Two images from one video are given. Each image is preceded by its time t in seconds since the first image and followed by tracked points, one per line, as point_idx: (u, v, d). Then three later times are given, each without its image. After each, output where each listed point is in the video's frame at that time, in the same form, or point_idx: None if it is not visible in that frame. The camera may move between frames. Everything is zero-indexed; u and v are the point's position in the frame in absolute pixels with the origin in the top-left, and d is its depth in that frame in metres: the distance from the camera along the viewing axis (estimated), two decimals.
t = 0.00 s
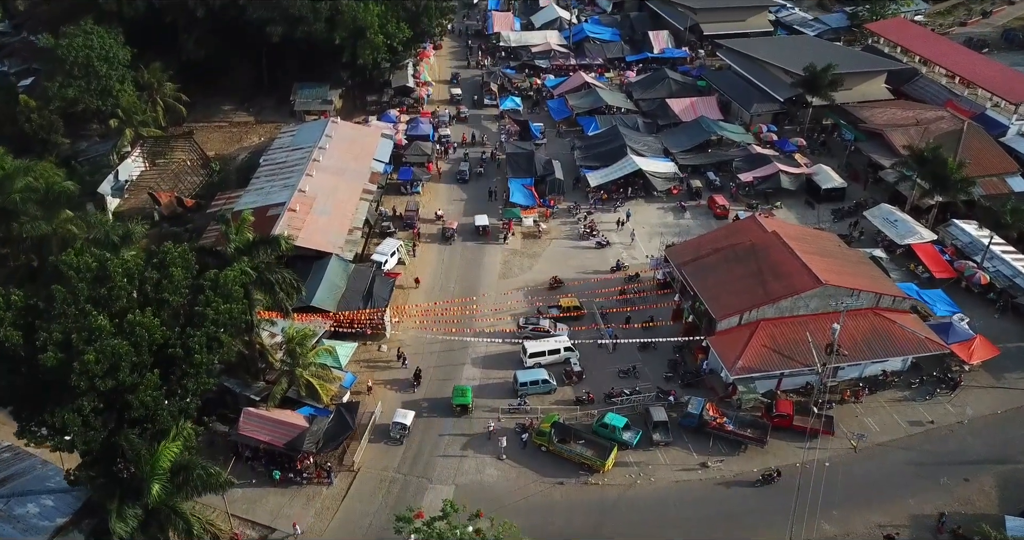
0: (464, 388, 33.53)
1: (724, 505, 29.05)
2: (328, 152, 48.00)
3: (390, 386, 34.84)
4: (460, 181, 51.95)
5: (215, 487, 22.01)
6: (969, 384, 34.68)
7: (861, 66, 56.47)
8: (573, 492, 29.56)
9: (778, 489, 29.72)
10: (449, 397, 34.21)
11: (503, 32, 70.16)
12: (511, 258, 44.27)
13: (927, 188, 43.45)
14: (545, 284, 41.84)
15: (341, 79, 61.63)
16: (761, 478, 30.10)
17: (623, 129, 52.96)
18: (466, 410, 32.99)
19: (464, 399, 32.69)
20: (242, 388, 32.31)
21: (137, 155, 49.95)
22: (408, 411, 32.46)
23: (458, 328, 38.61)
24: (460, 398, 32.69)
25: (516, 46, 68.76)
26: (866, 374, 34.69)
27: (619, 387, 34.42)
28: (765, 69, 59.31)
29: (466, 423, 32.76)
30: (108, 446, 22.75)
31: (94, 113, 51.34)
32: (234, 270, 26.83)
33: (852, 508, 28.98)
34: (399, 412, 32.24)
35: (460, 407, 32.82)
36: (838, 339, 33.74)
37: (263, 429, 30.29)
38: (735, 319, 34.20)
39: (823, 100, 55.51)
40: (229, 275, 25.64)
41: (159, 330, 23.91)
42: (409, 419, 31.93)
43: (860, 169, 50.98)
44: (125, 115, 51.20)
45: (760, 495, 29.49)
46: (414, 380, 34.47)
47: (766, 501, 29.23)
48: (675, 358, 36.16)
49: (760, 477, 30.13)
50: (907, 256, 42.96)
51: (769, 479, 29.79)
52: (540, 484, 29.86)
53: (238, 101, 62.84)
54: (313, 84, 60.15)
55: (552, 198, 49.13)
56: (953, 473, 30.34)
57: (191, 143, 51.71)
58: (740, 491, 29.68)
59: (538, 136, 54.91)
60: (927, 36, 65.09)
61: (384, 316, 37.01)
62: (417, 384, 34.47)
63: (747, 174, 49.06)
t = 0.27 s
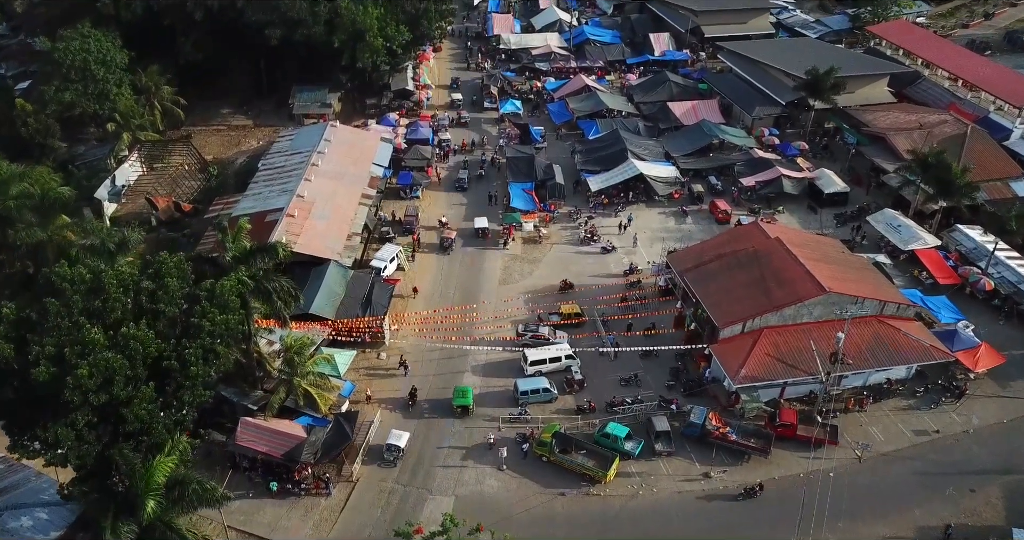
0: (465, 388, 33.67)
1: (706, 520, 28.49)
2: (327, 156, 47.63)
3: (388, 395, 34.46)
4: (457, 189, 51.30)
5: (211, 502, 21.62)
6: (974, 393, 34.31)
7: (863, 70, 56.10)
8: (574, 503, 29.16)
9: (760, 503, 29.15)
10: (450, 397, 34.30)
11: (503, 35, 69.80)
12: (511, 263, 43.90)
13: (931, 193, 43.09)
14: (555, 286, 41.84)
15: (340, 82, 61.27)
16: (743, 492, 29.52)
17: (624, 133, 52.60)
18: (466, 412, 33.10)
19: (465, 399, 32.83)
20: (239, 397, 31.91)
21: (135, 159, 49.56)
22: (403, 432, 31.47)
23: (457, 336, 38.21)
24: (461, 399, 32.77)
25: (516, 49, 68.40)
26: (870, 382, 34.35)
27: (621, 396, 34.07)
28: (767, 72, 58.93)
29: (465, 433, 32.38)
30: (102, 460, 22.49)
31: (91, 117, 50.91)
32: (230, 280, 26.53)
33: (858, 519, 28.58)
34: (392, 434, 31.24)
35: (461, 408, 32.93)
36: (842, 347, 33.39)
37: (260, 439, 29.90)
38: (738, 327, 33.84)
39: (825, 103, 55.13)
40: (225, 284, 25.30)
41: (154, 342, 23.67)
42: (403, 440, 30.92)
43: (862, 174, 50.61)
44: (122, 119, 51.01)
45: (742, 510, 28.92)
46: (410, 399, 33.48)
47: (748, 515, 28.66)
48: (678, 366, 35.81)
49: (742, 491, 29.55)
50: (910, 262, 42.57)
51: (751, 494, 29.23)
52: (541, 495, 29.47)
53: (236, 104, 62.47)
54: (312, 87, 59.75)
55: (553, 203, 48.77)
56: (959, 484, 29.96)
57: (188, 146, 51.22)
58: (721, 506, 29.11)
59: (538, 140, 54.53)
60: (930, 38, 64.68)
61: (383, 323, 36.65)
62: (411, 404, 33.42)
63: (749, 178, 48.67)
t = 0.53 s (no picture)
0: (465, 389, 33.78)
1: (689, 532, 28.06)
2: (325, 160, 47.35)
3: (388, 402, 34.20)
4: (456, 197, 50.67)
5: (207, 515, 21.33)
6: (978, 400, 34.07)
7: (865, 73, 55.84)
8: (575, 513, 28.87)
9: (743, 516, 28.72)
10: (450, 406, 33.98)
11: (503, 37, 69.58)
12: (511, 268, 43.63)
13: (934, 197, 42.84)
14: (564, 289, 41.80)
15: (340, 84, 61.03)
16: (727, 504, 29.09)
17: (625, 136, 52.34)
18: (467, 412, 33.23)
19: (465, 400, 32.96)
20: (237, 404, 31.62)
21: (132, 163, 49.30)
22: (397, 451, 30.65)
23: (456, 342, 37.92)
24: (461, 399, 32.91)
25: (516, 51, 68.17)
26: (873, 390, 34.11)
27: (622, 403, 33.78)
28: (768, 75, 58.65)
29: (465, 441, 32.10)
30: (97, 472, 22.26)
31: (89, 120, 50.62)
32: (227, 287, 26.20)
33: (861, 529, 28.31)
34: (387, 452, 30.41)
35: (461, 408, 33.07)
36: (845, 355, 33.12)
37: (257, 448, 29.59)
38: (740, 334, 33.57)
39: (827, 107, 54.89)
40: (223, 292, 25.03)
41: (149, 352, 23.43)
42: (397, 459, 30.14)
43: (864, 178, 50.37)
44: (121, 123, 50.69)
45: (724, 523, 28.48)
46: (405, 416, 32.73)
47: (730, 529, 28.22)
48: (679, 373, 35.55)
49: (726, 504, 29.12)
50: (913, 267, 42.30)
51: (735, 506, 28.81)
52: (542, 504, 29.19)
53: (235, 107, 62.19)
54: (311, 90, 59.46)
55: (553, 207, 48.51)
56: (963, 493, 29.70)
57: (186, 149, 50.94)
58: (703, 518, 28.68)
59: (538, 143, 54.29)
60: (932, 41, 64.37)
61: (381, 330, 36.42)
62: (407, 421, 32.67)
63: (751, 182, 48.39)
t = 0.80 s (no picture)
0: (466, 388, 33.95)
1: None
2: (325, 164, 47.09)
3: (387, 409, 33.96)
4: (456, 204, 50.06)
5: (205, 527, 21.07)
6: (982, 407, 33.83)
7: (867, 75, 55.61)
8: (576, 522, 28.60)
9: (728, 528, 28.35)
10: (450, 413, 33.74)
11: (503, 39, 69.38)
12: (511, 273, 43.38)
13: (937, 202, 42.60)
14: (574, 293, 41.61)
15: (340, 87, 60.81)
16: (711, 515, 28.75)
17: (625, 139, 52.10)
18: (468, 411, 33.45)
19: (466, 399, 33.12)
20: (236, 411, 31.38)
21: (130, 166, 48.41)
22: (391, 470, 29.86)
23: (456, 348, 37.66)
24: (461, 399, 33.08)
25: (517, 53, 67.97)
26: (876, 396, 33.89)
27: (623, 411, 33.53)
28: (770, 77, 58.41)
29: (464, 448, 31.86)
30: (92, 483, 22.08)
31: (87, 123, 50.36)
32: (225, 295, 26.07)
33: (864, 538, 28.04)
34: (380, 471, 29.69)
35: (462, 408, 33.25)
36: (848, 361, 32.86)
37: (255, 456, 29.34)
38: (742, 340, 33.31)
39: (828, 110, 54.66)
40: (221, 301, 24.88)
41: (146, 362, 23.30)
42: (391, 479, 29.37)
43: (866, 181, 50.13)
44: (119, 126, 49.98)
45: (708, 534, 28.13)
46: (400, 433, 32.03)
47: None
48: (681, 379, 35.31)
49: (710, 515, 28.78)
50: (916, 272, 42.06)
51: (719, 517, 28.45)
52: (544, 513, 28.92)
53: (234, 110, 61.94)
54: (310, 92, 59.20)
55: (553, 211, 48.28)
56: (968, 501, 29.43)
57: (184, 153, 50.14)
58: (687, 530, 28.31)
59: (539, 146, 54.06)
60: (934, 43, 64.14)
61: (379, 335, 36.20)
62: (401, 438, 31.94)
63: (752, 186, 48.09)
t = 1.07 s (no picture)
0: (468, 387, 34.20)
1: None
2: (324, 168, 46.83)
3: (387, 417, 33.72)
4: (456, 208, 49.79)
5: None
6: (986, 414, 33.56)
7: (869, 79, 55.33)
8: (576, 531, 28.32)
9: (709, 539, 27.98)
10: (450, 420, 33.51)
11: (504, 41, 69.15)
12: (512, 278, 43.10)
13: (940, 206, 42.33)
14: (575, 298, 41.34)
15: (340, 90, 60.57)
16: (694, 527, 28.34)
17: (626, 143, 51.85)
18: (468, 410, 33.71)
19: (466, 398, 33.39)
20: (235, 419, 31.14)
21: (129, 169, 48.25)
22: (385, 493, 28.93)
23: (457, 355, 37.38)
24: (462, 397, 33.41)
25: (517, 55, 67.72)
26: (879, 403, 33.64)
27: (624, 418, 33.30)
28: (772, 80, 58.15)
29: (464, 457, 31.62)
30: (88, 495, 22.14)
31: (85, 127, 50.07)
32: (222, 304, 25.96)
33: None
34: (374, 494, 28.72)
35: (464, 406, 33.52)
36: (851, 369, 32.61)
37: (253, 464, 29.06)
38: (744, 347, 33.04)
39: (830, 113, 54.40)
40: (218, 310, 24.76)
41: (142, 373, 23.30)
42: (384, 502, 28.40)
43: (869, 185, 49.87)
44: (117, 129, 49.56)
45: None
46: (394, 453, 31.17)
47: None
48: (683, 386, 35.08)
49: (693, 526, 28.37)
50: (919, 277, 41.79)
51: (701, 529, 28.07)
52: (545, 523, 28.63)
53: (233, 112, 61.65)
54: (310, 95, 58.90)
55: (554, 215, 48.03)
56: (973, 511, 29.14)
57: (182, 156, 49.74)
58: None
59: (539, 150, 53.82)
60: (936, 45, 63.83)
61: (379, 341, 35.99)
62: (395, 458, 31.12)
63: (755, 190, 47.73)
